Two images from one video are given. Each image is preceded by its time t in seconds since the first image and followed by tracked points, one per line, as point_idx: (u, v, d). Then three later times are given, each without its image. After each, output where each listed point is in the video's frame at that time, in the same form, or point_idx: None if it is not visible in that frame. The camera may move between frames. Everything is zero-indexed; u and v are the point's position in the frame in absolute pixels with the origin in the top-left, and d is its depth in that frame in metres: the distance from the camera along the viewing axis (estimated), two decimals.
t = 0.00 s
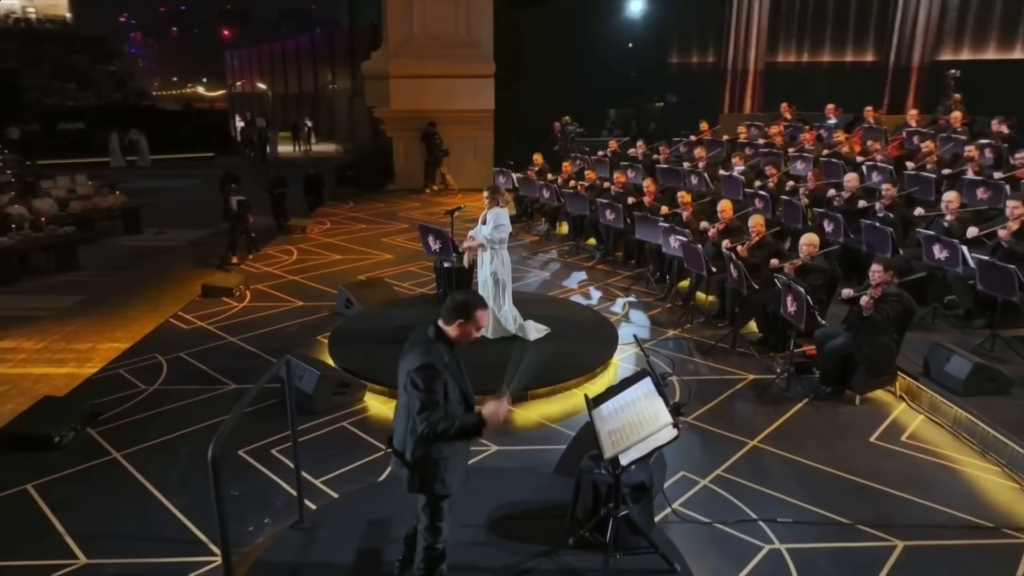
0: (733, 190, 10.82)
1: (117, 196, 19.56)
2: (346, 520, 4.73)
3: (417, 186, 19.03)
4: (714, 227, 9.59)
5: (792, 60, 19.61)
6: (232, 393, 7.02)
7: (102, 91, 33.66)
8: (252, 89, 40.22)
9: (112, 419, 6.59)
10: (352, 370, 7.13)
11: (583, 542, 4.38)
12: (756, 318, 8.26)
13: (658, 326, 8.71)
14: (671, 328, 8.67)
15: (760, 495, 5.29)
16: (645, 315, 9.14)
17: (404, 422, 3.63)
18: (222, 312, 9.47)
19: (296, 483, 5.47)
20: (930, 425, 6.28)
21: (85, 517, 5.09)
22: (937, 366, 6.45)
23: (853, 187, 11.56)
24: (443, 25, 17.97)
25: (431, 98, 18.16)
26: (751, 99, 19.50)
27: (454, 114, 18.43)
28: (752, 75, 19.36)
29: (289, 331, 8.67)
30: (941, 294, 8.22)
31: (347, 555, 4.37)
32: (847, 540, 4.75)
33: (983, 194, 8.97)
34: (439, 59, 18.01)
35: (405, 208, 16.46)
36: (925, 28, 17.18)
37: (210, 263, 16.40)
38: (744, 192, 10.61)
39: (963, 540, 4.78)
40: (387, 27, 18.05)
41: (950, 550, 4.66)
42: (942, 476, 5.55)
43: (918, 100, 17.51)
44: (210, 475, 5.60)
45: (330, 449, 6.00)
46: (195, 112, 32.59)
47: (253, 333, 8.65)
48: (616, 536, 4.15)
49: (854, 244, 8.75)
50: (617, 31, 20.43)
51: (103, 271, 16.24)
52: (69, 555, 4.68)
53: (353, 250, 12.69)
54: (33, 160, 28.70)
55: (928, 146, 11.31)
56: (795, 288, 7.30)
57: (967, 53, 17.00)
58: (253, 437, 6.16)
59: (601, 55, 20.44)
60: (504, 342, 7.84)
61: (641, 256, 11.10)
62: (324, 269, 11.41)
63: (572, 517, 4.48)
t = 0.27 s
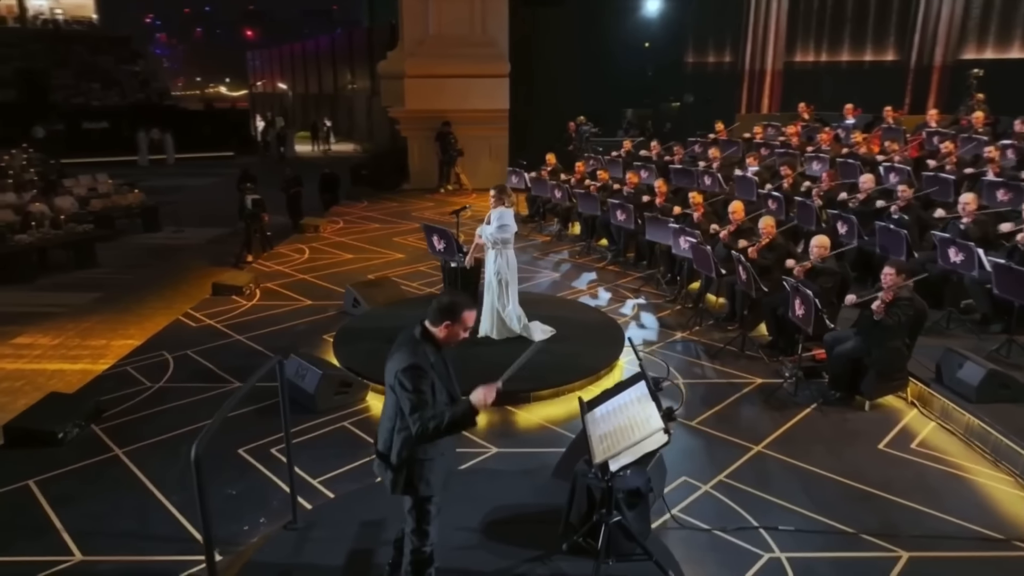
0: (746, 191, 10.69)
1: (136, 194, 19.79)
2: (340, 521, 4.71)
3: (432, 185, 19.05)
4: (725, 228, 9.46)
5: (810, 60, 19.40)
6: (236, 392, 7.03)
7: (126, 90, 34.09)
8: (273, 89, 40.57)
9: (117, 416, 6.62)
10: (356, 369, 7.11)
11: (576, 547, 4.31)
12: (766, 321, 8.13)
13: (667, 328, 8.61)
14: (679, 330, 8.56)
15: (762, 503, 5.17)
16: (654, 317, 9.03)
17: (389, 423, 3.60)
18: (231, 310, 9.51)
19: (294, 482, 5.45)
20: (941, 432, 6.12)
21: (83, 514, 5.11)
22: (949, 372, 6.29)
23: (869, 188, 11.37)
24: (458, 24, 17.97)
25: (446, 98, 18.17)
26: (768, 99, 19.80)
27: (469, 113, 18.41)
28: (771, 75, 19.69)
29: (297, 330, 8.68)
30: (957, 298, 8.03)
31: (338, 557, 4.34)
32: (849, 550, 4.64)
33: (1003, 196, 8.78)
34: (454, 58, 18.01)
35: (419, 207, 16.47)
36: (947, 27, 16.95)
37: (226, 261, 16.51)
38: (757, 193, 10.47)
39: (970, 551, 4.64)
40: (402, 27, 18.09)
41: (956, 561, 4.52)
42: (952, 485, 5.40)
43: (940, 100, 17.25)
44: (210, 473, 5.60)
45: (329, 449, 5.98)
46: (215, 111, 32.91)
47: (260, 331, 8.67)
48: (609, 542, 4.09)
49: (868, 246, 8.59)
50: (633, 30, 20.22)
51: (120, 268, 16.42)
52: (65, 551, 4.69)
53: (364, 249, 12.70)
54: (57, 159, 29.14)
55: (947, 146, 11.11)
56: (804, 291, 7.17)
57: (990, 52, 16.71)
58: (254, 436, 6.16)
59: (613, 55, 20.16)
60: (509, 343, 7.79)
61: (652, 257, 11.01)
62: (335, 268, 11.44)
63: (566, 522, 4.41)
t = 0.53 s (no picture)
0: (762, 192, 10.53)
1: (159, 192, 20.04)
2: (333, 522, 4.67)
3: (450, 185, 19.04)
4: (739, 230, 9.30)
5: (832, 59, 19.23)
6: (241, 391, 7.04)
7: (154, 90, 34.62)
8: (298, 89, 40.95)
9: (123, 413, 6.66)
10: (360, 369, 7.09)
11: (569, 555, 4.22)
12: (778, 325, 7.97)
13: (678, 332, 8.48)
14: (691, 334, 8.43)
15: (766, 511, 5.04)
16: (666, 320, 8.90)
17: (376, 429, 3.49)
18: (242, 309, 9.55)
19: (292, 482, 5.43)
20: (956, 442, 5.93)
21: (83, 511, 5.13)
22: (966, 380, 6.09)
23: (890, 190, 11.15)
24: (477, 24, 17.96)
25: (464, 97, 18.15)
26: (791, 99, 19.64)
27: (487, 113, 18.38)
28: (794, 75, 19.49)
29: (305, 329, 8.69)
30: (978, 304, 7.80)
31: (328, 560, 4.29)
32: (853, 563, 4.49)
33: None
34: (472, 58, 17.99)
35: (435, 207, 16.45)
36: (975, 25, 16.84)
37: (244, 259, 16.64)
38: (773, 195, 10.29)
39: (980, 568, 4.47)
40: (421, 27, 18.12)
41: None
42: (965, 497, 5.22)
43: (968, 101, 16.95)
44: (209, 472, 5.60)
45: (329, 449, 5.95)
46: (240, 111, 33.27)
47: (269, 330, 8.69)
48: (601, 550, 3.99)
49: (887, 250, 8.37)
50: (654, 29, 19.69)
51: (141, 266, 16.63)
52: (61, 549, 4.71)
53: (378, 249, 12.71)
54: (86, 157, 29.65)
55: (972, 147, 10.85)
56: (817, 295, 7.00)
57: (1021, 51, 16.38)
58: (256, 435, 6.15)
59: (632, 55, 19.75)
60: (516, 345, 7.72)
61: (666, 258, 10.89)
62: (348, 267, 11.46)
63: (559, 529, 4.32)
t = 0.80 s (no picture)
0: (779, 195, 10.32)
1: (180, 191, 20.20)
2: (323, 526, 4.62)
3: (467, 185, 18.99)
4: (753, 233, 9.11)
5: (854, 59, 18.91)
6: (244, 391, 7.02)
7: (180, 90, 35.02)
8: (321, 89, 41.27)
9: (125, 411, 6.68)
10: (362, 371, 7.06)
11: (558, 565, 4.13)
12: (790, 330, 7.78)
13: (687, 336, 8.33)
14: (700, 338, 8.27)
15: (766, 523, 4.90)
16: (676, 324, 8.75)
17: (356, 433, 3.42)
18: (251, 308, 9.57)
19: (286, 483, 5.40)
20: (969, 454, 5.74)
21: (79, 510, 5.14)
22: (981, 391, 5.89)
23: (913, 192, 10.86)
24: (494, 24, 17.90)
25: (481, 97, 18.11)
26: (813, 101, 19.25)
27: (504, 113, 18.30)
28: (815, 78, 19.12)
29: (312, 329, 8.68)
30: (999, 311, 7.55)
31: (315, 564, 4.25)
32: None
33: None
34: (489, 58, 17.93)
35: (450, 207, 16.38)
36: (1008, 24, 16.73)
37: (261, 258, 16.72)
38: (790, 197, 10.07)
39: None
40: (439, 26, 18.12)
41: None
42: (976, 511, 5.03)
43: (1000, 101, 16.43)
44: (207, 473, 5.59)
45: (327, 451, 5.90)
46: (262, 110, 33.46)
47: (276, 329, 8.70)
48: (590, 560, 3.90)
49: (905, 254, 8.12)
50: (674, 29, 19.54)
51: (160, 264, 16.77)
52: (54, 547, 4.71)
53: (391, 249, 12.68)
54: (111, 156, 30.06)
55: (998, 148, 10.53)
56: (827, 301, 6.82)
57: None
58: (254, 436, 6.14)
59: (651, 56, 19.68)
60: (520, 348, 7.63)
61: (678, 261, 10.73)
62: (359, 267, 11.45)
63: (550, 537, 4.23)
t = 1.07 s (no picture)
0: (789, 196, 10.19)
1: (193, 190, 20.33)
2: (313, 530, 4.58)
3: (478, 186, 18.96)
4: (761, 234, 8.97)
5: (868, 59, 18.97)
6: (244, 391, 7.01)
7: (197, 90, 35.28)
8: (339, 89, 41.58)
9: (125, 411, 6.69)
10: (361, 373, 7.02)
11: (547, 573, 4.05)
12: (796, 335, 7.64)
13: (692, 339, 8.21)
14: (705, 341, 8.16)
15: (764, 532, 4.80)
16: (681, 327, 8.64)
17: (336, 437, 3.38)
18: (255, 308, 9.58)
19: (280, 485, 5.36)
20: (978, 463, 5.59)
21: (72, 510, 5.13)
22: (991, 398, 5.73)
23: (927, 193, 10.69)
24: (506, 24, 17.87)
25: (493, 97, 18.08)
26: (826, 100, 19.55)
27: (515, 113, 18.24)
28: (831, 76, 19.38)
29: (314, 329, 8.66)
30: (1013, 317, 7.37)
31: (302, 569, 4.20)
32: None
33: None
34: (501, 58, 17.89)
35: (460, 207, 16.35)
36: None
37: (271, 258, 16.77)
38: (799, 199, 9.95)
39: None
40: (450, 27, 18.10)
41: None
42: (983, 523, 4.89)
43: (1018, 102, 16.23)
44: (202, 473, 5.57)
45: (322, 453, 5.86)
46: (277, 110, 33.61)
47: (279, 330, 8.68)
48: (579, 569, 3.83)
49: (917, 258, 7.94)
50: (689, 28, 19.76)
51: (172, 263, 16.87)
52: (45, 547, 4.70)
53: (398, 249, 12.66)
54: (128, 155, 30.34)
55: (1015, 148, 10.35)
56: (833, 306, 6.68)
57: None
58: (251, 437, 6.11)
59: (664, 55, 19.74)
60: (522, 350, 7.56)
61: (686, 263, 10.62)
62: (365, 267, 11.44)
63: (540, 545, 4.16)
